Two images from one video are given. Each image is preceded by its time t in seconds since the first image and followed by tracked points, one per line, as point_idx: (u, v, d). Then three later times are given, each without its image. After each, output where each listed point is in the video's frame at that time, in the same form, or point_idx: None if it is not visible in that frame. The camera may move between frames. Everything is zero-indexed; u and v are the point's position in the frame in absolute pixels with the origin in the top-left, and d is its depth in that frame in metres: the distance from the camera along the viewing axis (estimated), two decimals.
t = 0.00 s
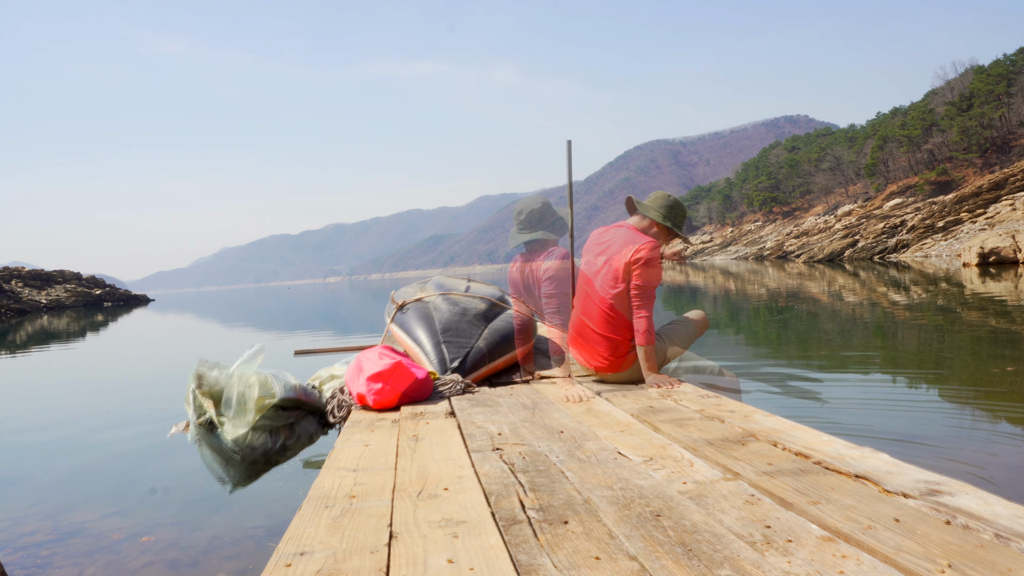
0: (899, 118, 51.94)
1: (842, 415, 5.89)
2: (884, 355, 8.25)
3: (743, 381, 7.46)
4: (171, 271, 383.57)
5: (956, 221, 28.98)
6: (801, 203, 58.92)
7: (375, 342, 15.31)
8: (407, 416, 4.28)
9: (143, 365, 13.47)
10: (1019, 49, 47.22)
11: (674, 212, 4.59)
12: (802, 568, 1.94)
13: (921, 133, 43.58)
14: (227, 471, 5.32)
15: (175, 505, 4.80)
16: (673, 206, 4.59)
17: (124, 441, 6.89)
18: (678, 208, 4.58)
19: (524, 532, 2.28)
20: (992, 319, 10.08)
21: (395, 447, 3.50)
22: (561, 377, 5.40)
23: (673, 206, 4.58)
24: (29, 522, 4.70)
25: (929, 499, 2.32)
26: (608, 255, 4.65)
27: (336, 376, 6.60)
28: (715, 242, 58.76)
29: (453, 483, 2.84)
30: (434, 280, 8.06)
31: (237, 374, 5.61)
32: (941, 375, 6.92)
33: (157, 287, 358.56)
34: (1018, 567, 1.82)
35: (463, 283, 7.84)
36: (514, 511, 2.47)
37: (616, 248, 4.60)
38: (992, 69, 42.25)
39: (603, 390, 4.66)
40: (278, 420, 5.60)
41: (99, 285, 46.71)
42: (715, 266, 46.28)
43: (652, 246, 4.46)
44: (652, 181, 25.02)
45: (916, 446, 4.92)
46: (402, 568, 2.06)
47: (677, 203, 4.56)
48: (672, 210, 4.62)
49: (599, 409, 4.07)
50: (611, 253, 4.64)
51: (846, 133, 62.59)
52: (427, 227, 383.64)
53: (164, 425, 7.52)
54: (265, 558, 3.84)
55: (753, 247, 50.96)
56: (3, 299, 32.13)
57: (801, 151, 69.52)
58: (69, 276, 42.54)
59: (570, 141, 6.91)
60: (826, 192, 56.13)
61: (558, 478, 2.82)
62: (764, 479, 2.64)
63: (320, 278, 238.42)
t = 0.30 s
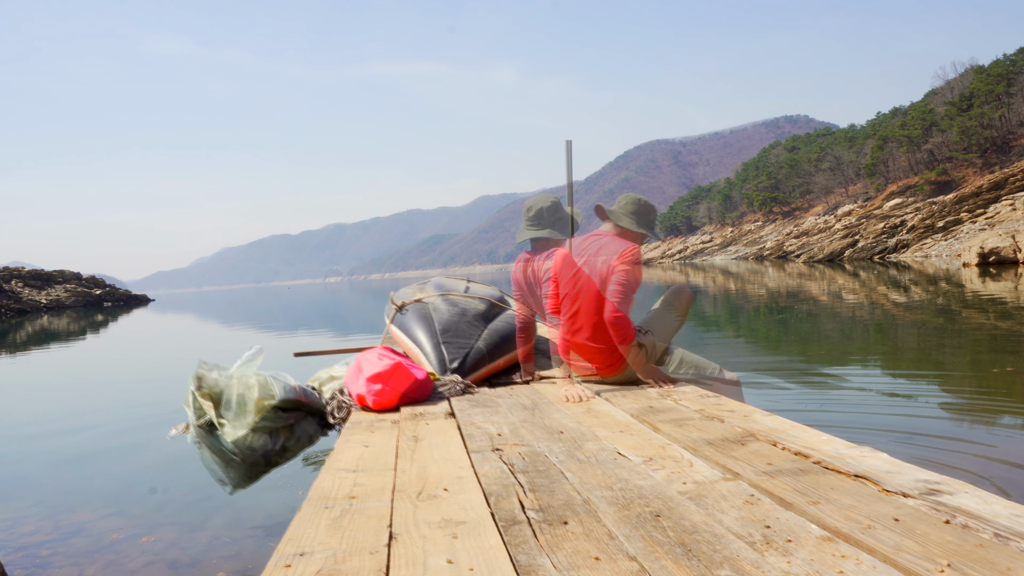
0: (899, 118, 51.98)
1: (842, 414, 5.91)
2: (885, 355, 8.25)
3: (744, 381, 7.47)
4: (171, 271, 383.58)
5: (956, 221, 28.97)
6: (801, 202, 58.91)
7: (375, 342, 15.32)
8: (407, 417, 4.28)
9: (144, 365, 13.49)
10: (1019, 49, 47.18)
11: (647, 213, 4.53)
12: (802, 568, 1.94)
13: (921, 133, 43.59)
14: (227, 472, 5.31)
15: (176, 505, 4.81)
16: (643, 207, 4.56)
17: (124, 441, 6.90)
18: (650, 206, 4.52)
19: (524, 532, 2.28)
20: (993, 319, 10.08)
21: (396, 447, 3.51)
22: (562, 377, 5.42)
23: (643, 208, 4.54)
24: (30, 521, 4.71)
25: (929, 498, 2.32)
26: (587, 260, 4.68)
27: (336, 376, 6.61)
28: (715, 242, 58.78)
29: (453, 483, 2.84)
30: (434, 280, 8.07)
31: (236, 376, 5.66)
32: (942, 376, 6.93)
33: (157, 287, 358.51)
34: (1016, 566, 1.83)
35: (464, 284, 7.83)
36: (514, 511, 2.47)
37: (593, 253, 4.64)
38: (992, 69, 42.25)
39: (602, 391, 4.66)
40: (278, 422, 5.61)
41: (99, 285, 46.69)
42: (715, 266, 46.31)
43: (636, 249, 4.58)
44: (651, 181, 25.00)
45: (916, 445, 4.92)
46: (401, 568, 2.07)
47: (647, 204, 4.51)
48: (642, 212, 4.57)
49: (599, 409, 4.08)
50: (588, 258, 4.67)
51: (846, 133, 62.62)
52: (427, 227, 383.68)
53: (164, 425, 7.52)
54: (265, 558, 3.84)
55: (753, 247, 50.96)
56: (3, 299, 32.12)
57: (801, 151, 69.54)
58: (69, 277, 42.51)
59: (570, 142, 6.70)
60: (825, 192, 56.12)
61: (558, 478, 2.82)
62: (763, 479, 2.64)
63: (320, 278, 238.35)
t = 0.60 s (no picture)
0: (899, 118, 51.95)
1: (842, 414, 5.89)
2: (885, 355, 8.24)
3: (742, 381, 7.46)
4: (171, 271, 383.54)
5: (956, 221, 28.96)
6: (801, 203, 58.86)
7: (375, 342, 15.33)
8: (407, 416, 4.28)
9: (145, 365, 13.50)
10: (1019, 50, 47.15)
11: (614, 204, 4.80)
12: (802, 568, 1.94)
13: (921, 133, 43.55)
14: (226, 471, 5.29)
15: (175, 505, 4.81)
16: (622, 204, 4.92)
17: (124, 441, 6.90)
18: (621, 200, 4.82)
19: (523, 533, 2.28)
20: (993, 319, 10.06)
21: (395, 447, 3.51)
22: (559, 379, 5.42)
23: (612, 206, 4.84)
24: (30, 521, 4.70)
25: (928, 498, 2.32)
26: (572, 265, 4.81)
27: (336, 376, 6.61)
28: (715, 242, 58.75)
29: (452, 483, 2.84)
30: (434, 280, 8.07)
31: (235, 376, 5.63)
32: (942, 375, 6.91)
33: (157, 287, 358.67)
34: (1017, 566, 1.82)
35: (464, 284, 7.83)
36: (514, 511, 2.47)
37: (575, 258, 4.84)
38: (992, 69, 42.22)
39: (602, 391, 4.67)
40: (277, 422, 5.62)
41: (99, 285, 46.66)
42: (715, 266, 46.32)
43: (611, 255, 4.90)
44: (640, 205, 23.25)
45: (916, 446, 4.90)
46: (401, 569, 2.06)
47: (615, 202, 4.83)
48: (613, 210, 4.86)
49: (599, 409, 4.08)
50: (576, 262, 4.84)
51: (846, 133, 62.60)
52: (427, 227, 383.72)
53: (163, 425, 7.52)
54: (266, 558, 3.84)
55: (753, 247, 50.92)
56: (3, 299, 32.10)
57: (801, 151, 69.56)
58: (69, 277, 42.48)
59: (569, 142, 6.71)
60: (826, 192, 56.08)
61: (558, 478, 2.82)
62: (762, 478, 2.64)
63: (320, 278, 238.40)
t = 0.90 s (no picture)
0: (899, 118, 51.92)
1: (842, 414, 5.87)
2: (884, 355, 8.25)
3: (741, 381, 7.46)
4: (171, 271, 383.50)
5: (956, 221, 28.96)
6: (801, 202, 58.87)
7: (374, 342, 15.33)
8: (406, 416, 4.28)
9: (145, 365, 13.51)
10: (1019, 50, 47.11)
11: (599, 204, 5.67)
12: (802, 567, 1.94)
13: (921, 133, 43.51)
14: (226, 472, 5.39)
15: (175, 506, 4.80)
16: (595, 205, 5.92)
17: (123, 441, 6.90)
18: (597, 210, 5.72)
19: (523, 532, 2.28)
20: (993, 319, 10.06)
21: (395, 448, 3.51)
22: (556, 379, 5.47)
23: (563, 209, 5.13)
24: (29, 521, 4.70)
25: (928, 498, 2.32)
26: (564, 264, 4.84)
27: (336, 376, 6.61)
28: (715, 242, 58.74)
29: (452, 483, 2.84)
30: (433, 280, 8.06)
31: (234, 376, 5.53)
32: (943, 376, 6.91)
33: (157, 286, 358.92)
34: (1016, 565, 1.83)
35: (466, 283, 7.83)
36: (513, 511, 2.47)
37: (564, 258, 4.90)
38: (992, 69, 42.18)
39: (601, 391, 4.67)
40: (277, 422, 5.59)
41: (99, 285, 46.61)
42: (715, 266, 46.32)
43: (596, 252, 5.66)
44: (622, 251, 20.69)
45: (917, 446, 4.89)
46: (401, 568, 2.06)
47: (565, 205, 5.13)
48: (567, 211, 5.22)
49: (598, 409, 4.08)
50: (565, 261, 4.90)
51: (846, 133, 62.59)
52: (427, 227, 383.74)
53: (163, 425, 7.52)
54: (266, 558, 3.84)
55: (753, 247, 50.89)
56: (3, 299, 32.07)
57: (801, 151, 69.56)
58: (69, 277, 42.43)
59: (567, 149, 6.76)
60: (826, 192, 56.04)
61: (557, 478, 2.82)
62: (762, 478, 2.63)
63: (320, 278, 238.41)
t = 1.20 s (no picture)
0: (899, 118, 51.92)
1: (841, 414, 5.87)
2: (884, 355, 8.24)
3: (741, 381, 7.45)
4: (171, 271, 383.46)
5: (956, 221, 28.96)
6: (801, 202, 58.89)
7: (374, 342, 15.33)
8: (406, 416, 4.28)
9: (145, 365, 13.51)
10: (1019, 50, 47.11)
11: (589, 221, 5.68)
12: (802, 567, 1.94)
13: (921, 133, 43.49)
14: (226, 471, 5.33)
15: (174, 506, 4.80)
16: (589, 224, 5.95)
17: (122, 442, 6.89)
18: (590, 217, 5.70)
19: (523, 532, 2.28)
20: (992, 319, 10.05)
21: (395, 447, 3.51)
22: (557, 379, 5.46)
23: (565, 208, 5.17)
24: (29, 521, 4.71)
25: (929, 497, 2.32)
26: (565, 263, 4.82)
27: (336, 376, 6.61)
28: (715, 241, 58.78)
29: (452, 483, 2.84)
30: (434, 279, 8.06)
31: (235, 375, 5.56)
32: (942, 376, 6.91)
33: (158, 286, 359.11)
34: (1016, 565, 1.83)
35: (465, 282, 7.83)
36: (513, 511, 2.47)
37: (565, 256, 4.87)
38: (992, 69, 42.16)
39: (602, 391, 4.66)
40: (278, 421, 5.60)
41: (99, 285, 46.56)
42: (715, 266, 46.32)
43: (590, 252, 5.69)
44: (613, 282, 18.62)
45: (918, 446, 4.88)
46: (400, 568, 2.06)
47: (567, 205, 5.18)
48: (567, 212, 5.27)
49: (599, 408, 4.08)
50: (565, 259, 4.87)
51: (846, 133, 62.59)
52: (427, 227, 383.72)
53: (162, 425, 7.52)
54: (265, 558, 3.84)
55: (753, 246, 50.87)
56: (3, 299, 32.05)
57: (801, 151, 69.59)
58: (69, 277, 42.40)
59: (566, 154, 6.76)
60: (825, 192, 56.04)
61: (557, 478, 2.82)
62: (763, 478, 2.64)
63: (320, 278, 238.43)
